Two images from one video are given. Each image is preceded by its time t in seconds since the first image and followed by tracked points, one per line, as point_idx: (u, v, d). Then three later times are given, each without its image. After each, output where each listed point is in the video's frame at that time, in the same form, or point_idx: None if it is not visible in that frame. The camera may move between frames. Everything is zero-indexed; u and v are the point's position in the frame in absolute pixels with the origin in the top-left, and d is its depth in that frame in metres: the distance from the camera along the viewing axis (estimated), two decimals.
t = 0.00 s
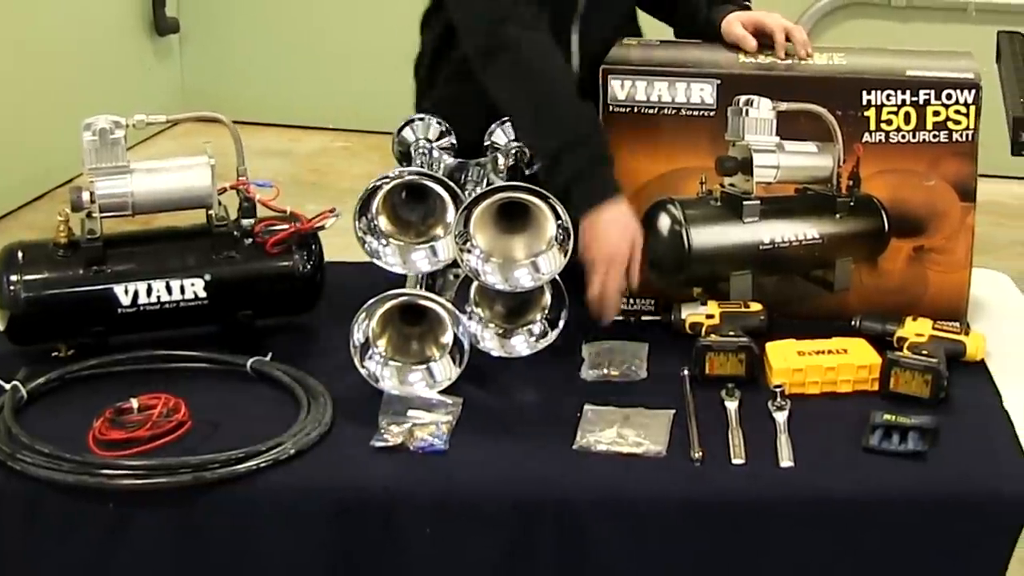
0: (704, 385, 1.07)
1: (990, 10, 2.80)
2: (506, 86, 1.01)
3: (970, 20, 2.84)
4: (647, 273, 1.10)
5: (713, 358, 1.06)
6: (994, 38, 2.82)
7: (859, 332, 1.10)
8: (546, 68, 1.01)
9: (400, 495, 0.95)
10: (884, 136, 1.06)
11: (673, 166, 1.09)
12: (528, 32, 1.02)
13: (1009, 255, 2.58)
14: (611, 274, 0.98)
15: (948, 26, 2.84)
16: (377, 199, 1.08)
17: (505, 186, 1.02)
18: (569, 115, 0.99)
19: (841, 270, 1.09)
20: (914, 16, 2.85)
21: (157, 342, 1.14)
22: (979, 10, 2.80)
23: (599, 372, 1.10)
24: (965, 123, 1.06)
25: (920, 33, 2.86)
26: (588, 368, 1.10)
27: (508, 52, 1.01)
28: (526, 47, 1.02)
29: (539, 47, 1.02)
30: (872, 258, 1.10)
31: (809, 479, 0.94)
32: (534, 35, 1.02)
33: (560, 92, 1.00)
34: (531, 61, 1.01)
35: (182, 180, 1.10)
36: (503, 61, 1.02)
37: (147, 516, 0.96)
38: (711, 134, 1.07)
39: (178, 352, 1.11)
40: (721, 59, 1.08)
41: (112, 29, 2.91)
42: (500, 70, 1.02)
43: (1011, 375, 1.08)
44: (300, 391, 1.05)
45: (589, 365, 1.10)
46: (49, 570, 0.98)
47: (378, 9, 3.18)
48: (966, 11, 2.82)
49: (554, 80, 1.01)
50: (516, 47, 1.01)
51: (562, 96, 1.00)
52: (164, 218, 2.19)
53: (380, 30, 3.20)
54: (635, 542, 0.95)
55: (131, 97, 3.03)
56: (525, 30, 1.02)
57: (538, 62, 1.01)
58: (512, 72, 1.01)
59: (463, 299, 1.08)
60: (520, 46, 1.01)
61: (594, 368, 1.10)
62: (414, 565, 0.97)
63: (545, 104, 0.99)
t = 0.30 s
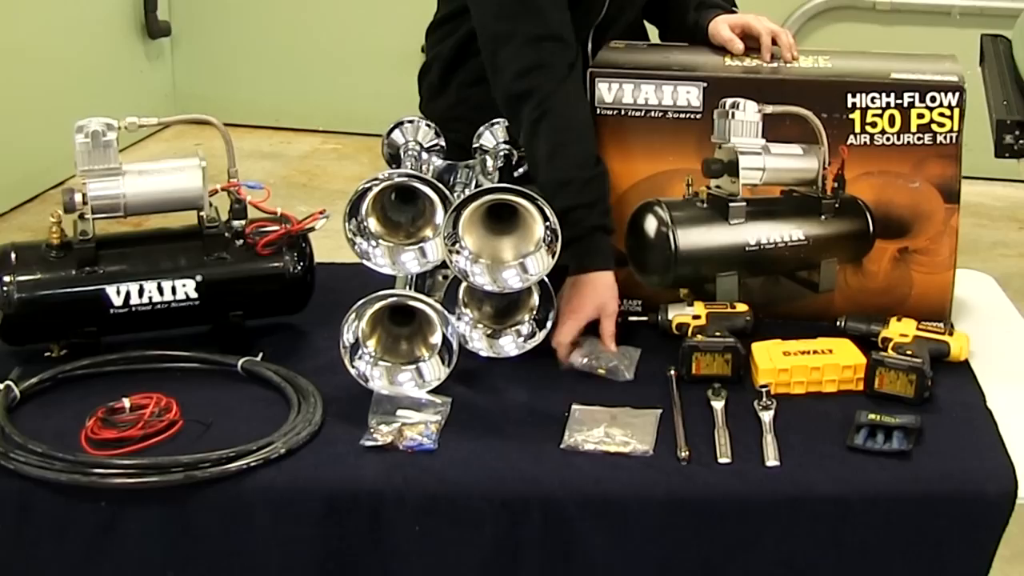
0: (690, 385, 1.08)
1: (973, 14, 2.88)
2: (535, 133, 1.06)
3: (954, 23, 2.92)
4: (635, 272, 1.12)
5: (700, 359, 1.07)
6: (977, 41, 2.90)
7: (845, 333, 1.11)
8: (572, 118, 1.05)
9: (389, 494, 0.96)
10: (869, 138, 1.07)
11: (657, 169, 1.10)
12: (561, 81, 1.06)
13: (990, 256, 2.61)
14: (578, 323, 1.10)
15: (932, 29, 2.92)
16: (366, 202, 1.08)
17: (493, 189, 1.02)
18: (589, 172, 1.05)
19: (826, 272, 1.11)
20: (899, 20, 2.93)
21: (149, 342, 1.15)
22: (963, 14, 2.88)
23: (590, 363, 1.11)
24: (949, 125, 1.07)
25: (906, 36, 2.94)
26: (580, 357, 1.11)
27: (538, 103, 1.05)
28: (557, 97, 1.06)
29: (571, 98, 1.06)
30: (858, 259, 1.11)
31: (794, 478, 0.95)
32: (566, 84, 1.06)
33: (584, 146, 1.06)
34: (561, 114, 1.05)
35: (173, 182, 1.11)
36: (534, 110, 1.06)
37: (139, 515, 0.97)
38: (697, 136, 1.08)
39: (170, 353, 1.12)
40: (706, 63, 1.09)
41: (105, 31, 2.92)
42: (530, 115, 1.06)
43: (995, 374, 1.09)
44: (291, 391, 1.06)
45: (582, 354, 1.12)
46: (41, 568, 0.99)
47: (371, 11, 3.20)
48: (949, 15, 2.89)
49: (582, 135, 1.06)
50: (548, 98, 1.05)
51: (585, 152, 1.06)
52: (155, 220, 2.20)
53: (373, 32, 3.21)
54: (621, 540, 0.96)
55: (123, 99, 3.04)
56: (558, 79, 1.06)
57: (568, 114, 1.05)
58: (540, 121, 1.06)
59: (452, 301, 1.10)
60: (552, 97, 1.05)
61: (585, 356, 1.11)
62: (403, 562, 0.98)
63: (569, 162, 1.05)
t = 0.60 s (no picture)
0: (677, 384, 1.09)
1: (957, 17, 2.90)
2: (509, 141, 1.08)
3: (938, 27, 2.94)
4: (622, 273, 1.14)
5: (686, 358, 1.08)
6: (960, 45, 2.92)
7: (829, 333, 1.12)
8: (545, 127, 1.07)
9: (378, 492, 0.97)
10: (855, 140, 1.08)
11: (643, 171, 1.11)
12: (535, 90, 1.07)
13: (973, 257, 2.63)
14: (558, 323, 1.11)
15: (916, 32, 2.94)
16: (356, 203, 1.09)
17: (481, 191, 1.03)
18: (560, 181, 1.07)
19: (811, 272, 1.12)
20: (883, 23, 2.94)
21: (141, 343, 1.16)
22: (946, 17, 2.90)
23: (593, 352, 1.09)
24: (934, 127, 1.08)
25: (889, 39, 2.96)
26: (582, 345, 1.10)
27: (512, 111, 1.07)
28: (531, 105, 1.07)
29: (544, 107, 1.07)
30: (842, 261, 1.13)
31: (779, 477, 0.96)
32: (540, 93, 1.07)
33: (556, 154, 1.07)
34: (533, 123, 1.07)
35: (164, 184, 1.12)
36: (507, 119, 1.08)
37: (131, 513, 0.98)
38: (684, 139, 1.09)
39: (162, 352, 1.13)
40: (692, 66, 1.11)
41: (97, 35, 2.93)
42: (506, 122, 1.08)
43: (978, 374, 1.11)
44: (281, 391, 1.07)
45: (585, 342, 1.10)
46: (32, 565, 1.00)
47: (362, 13, 3.21)
48: (933, 18, 2.91)
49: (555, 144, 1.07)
50: (521, 107, 1.07)
51: (559, 160, 1.08)
52: (146, 221, 2.21)
53: (364, 34, 3.22)
54: (607, 538, 0.97)
55: (115, 102, 3.05)
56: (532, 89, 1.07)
57: (541, 123, 1.07)
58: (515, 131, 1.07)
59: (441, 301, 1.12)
60: (525, 105, 1.07)
61: (589, 344, 1.09)
62: (392, 560, 0.99)
63: (542, 171, 1.07)
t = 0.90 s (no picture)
0: (665, 384, 1.10)
1: (942, 20, 2.92)
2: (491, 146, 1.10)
3: (924, 30, 2.96)
4: (610, 273, 1.15)
5: (674, 359, 1.09)
6: (946, 48, 2.95)
7: (815, 333, 1.14)
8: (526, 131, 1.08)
9: (368, 491, 0.97)
10: (840, 142, 1.09)
11: (631, 172, 1.12)
12: (516, 95, 1.08)
13: (958, 257, 2.64)
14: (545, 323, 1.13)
15: (902, 35, 2.96)
16: (347, 204, 1.11)
17: (470, 192, 1.04)
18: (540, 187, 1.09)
19: (797, 273, 1.13)
20: (868, 26, 2.97)
21: (134, 343, 1.17)
22: (932, 20, 2.93)
23: (585, 343, 1.10)
24: (919, 130, 1.09)
25: (875, 43, 2.98)
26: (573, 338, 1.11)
27: (493, 116, 1.09)
28: (512, 110, 1.09)
29: (525, 113, 1.09)
30: (828, 262, 1.14)
31: (765, 475, 0.97)
32: (521, 99, 1.09)
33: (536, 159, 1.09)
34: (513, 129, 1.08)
35: (156, 185, 1.13)
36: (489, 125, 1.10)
37: (123, 512, 0.99)
38: (671, 141, 1.10)
39: (154, 353, 1.14)
40: (680, 69, 1.12)
41: (90, 37, 2.94)
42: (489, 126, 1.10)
43: (963, 374, 1.11)
44: (272, 390, 1.08)
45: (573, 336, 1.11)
46: (24, 564, 1.01)
47: (355, 16, 3.22)
48: (919, 21, 2.94)
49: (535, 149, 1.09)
50: (503, 112, 1.09)
51: (542, 164, 1.09)
52: (140, 222, 2.22)
53: (357, 36, 3.23)
54: (595, 536, 0.98)
55: (107, 105, 3.06)
56: (513, 95, 1.08)
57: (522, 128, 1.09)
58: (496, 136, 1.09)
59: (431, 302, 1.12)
60: (506, 111, 1.09)
61: (579, 337, 1.11)
62: (381, 558, 1.00)
63: (521, 176, 1.08)
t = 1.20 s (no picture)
0: (653, 384, 1.11)
1: (928, 22, 2.93)
2: (477, 146, 1.12)
3: (910, 32, 2.97)
4: (599, 274, 1.17)
5: (662, 359, 1.10)
6: (932, 51, 2.96)
7: (802, 334, 1.15)
8: (509, 132, 1.10)
9: (359, 490, 0.98)
10: (827, 144, 1.10)
11: (620, 173, 1.13)
12: (498, 97, 1.11)
13: (944, 259, 2.65)
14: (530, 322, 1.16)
15: (889, 37, 2.98)
16: (338, 206, 1.12)
17: (460, 195, 1.05)
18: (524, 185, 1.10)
19: (784, 274, 1.15)
20: (854, 29, 2.98)
21: (127, 344, 1.17)
22: (918, 23, 2.94)
23: (568, 343, 1.15)
24: (905, 132, 1.10)
25: (861, 45, 3.00)
26: (557, 336, 1.15)
27: (478, 117, 1.12)
28: (495, 112, 1.11)
29: (508, 114, 1.11)
30: (816, 263, 1.15)
31: (753, 474, 0.98)
32: (503, 100, 1.11)
33: (521, 159, 1.10)
34: (495, 129, 1.10)
35: (148, 187, 1.14)
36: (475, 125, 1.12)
37: (116, 511, 1.00)
38: (660, 142, 1.11)
39: (147, 353, 1.14)
40: (669, 72, 1.13)
41: (84, 40, 2.95)
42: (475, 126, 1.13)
43: (950, 374, 1.12)
44: (264, 390, 1.09)
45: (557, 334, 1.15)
46: (18, 562, 1.02)
47: (348, 18, 3.23)
48: (905, 24, 2.95)
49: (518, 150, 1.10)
50: (486, 114, 1.11)
51: (524, 166, 1.10)
52: (133, 222, 2.23)
53: (349, 38, 3.24)
54: (584, 535, 0.99)
55: (101, 107, 3.07)
56: (495, 97, 1.11)
57: (506, 129, 1.10)
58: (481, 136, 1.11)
59: (421, 303, 1.13)
60: (490, 112, 1.11)
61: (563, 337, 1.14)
62: (372, 556, 1.01)
63: (504, 174, 1.10)
